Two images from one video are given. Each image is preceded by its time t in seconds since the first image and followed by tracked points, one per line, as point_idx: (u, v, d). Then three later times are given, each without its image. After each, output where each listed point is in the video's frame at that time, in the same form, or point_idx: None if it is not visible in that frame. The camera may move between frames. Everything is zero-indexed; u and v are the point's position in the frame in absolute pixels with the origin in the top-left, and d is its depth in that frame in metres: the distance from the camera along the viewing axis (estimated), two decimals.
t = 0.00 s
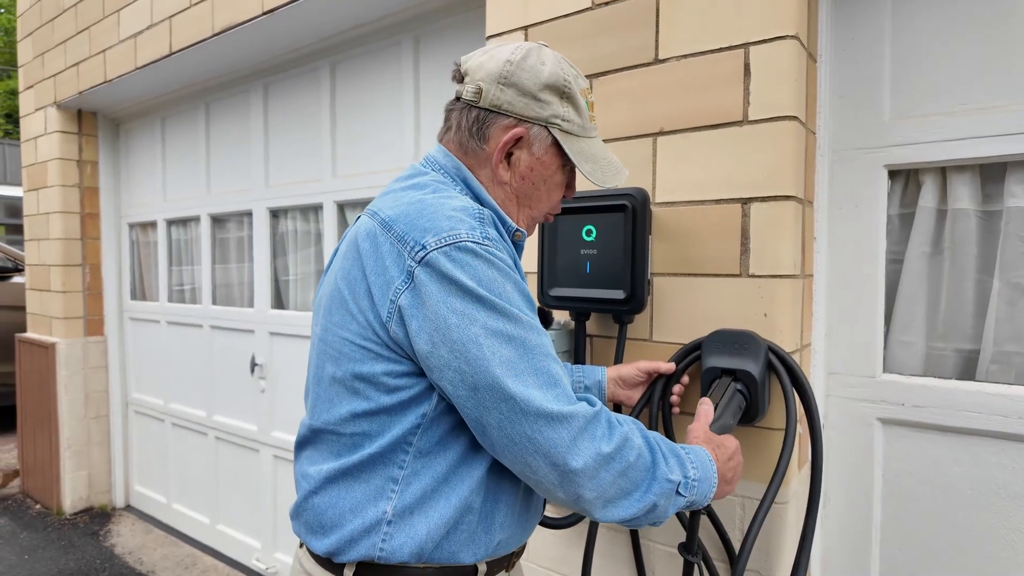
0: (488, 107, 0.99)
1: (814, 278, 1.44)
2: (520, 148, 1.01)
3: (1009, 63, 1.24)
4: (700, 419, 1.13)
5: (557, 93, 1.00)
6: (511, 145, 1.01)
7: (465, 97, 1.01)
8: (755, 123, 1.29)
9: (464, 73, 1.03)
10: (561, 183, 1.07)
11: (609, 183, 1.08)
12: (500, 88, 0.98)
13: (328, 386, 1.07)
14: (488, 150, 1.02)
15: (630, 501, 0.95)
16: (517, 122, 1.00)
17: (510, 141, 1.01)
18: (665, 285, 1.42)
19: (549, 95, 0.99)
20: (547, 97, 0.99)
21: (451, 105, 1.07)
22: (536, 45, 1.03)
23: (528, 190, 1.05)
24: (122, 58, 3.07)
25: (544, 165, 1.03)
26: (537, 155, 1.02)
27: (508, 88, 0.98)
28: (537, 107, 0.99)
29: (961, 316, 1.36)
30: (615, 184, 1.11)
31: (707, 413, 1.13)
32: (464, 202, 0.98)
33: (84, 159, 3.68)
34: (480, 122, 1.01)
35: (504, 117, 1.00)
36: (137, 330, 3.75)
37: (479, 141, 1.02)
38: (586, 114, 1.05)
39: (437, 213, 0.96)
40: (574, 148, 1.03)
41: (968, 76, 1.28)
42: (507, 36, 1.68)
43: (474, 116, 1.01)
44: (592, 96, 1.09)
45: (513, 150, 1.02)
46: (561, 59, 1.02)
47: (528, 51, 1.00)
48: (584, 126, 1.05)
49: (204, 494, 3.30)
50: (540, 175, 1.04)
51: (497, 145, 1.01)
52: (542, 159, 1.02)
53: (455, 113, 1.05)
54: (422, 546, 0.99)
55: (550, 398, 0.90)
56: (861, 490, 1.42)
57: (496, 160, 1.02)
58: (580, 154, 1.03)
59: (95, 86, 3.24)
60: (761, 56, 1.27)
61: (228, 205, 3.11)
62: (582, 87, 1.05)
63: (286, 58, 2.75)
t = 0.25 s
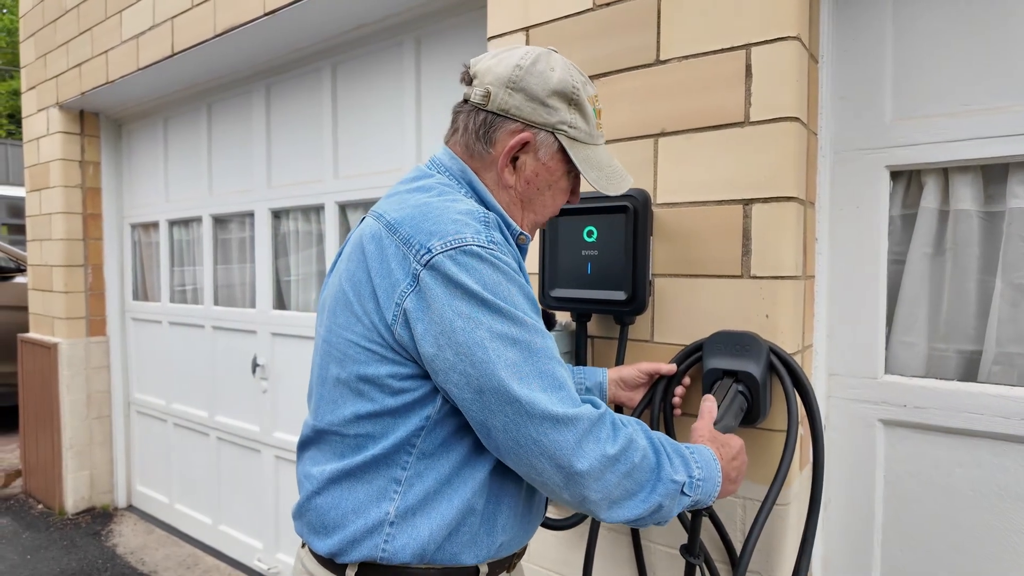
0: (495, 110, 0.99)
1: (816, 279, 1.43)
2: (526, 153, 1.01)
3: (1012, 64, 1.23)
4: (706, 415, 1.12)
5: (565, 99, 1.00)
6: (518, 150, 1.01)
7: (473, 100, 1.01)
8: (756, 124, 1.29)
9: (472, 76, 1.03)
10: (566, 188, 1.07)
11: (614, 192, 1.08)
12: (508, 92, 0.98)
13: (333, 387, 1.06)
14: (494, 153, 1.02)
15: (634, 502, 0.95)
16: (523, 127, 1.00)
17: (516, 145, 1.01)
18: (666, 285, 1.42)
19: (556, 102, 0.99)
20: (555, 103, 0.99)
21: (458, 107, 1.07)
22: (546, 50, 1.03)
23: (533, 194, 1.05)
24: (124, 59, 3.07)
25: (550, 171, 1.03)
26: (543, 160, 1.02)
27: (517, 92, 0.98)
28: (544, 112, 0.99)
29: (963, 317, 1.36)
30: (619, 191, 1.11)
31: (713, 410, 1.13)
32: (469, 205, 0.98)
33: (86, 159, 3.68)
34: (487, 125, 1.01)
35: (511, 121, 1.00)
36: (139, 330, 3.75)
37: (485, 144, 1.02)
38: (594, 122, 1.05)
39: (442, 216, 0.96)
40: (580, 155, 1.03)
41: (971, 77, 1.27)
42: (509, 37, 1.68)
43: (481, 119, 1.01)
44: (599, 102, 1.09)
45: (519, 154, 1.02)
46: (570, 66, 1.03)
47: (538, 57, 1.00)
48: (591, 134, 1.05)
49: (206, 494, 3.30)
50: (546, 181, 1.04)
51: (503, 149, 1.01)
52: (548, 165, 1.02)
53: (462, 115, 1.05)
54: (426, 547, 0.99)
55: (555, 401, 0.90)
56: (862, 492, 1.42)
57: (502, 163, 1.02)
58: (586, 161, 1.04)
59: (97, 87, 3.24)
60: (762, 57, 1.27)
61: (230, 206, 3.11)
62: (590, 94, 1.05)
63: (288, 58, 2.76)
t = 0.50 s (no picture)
0: (498, 113, 0.99)
1: (818, 280, 1.43)
2: (529, 156, 1.01)
3: (1015, 65, 1.23)
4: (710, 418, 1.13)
5: (568, 102, 1.00)
6: (520, 153, 1.01)
7: (476, 102, 1.01)
8: (758, 125, 1.28)
9: (476, 78, 1.03)
10: (569, 191, 1.07)
11: (616, 195, 1.07)
12: (511, 95, 0.98)
13: (334, 390, 1.06)
14: (497, 156, 1.02)
15: (634, 507, 0.95)
16: (526, 130, 1.00)
17: (519, 148, 1.00)
18: (668, 286, 1.41)
19: (559, 105, 0.99)
20: (558, 106, 0.99)
21: (461, 109, 1.06)
22: (550, 52, 1.03)
23: (535, 197, 1.05)
24: (126, 60, 3.07)
25: (553, 174, 1.03)
26: (545, 163, 1.02)
27: (520, 95, 0.98)
28: (547, 115, 0.99)
29: (966, 319, 1.35)
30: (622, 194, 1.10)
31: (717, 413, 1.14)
32: (470, 209, 0.98)
33: (88, 160, 3.69)
34: (490, 127, 1.01)
35: (514, 124, 1.00)
36: (140, 330, 3.76)
37: (488, 147, 1.02)
38: (597, 125, 1.05)
39: (443, 220, 0.95)
40: (583, 158, 1.03)
41: (974, 78, 1.27)
42: (510, 38, 1.68)
43: (484, 122, 1.01)
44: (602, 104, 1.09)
45: (522, 157, 1.02)
46: (574, 69, 1.02)
47: (541, 60, 1.00)
48: (594, 137, 1.04)
49: (207, 494, 3.30)
50: (548, 183, 1.04)
51: (505, 151, 1.01)
52: (551, 168, 1.02)
53: (465, 117, 1.05)
54: (426, 552, 0.99)
55: (554, 407, 0.90)
56: (864, 493, 1.42)
57: (504, 166, 1.02)
58: (589, 164, 1.03)
59: (99, 88, 3.25)
60: (764, 58, 1.27)
61: (232, 206, 3.11)
62: (593, 96, 1.05)
63: (290, 59, 2.76)
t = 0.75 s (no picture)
0: (488, 111, 0.99)
1: (819, 280, 1.43)
2: (521, 152, 1.01)
3: (1017, 64, 1.23)
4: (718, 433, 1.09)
5: (559, 95, 1.00)
6: (513, 149, 1.01)
7: (467, 102, 1.01)
8: (761, 125, 1.28)
9: (466, 78, 1.03)
10: (566, 186, 1.06)
11: (616, 187, 1.06)
12: (500, 92, 0.98)
13: (328, 390, 1.07)
14: (490, 154, 1.02)
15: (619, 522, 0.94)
16: (518, 126, 0.99)
17: (511, 144, 1.00)
18: (669, 286, 1.41)
19: (550, 98, 0.99)
20: (548, 99, 0.98)
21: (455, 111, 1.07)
22: (539, 48, 1.03)
23: (531, 194, 1.04)
24: (128, 60, 3.08)
25: (547, 168, 1.02)
26: (539, 157, 1.01)
27: (509, 91, 0.98)
28: (537, 109, 0.98)
29: (968, 319, 1.35)
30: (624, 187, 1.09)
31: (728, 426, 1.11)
32: (464, 210, 0.98)
33: (90, 160, 3.69)
34: (481, 126, 1.01)
35: (505, 121, 0.99)
36: (142, 330, 3.76)
37: (480, 145, 1.02)
38: (591, 117, 1.04)
39: (436, 221, 0.95)
40: (577, 150, 1.02)
41: (976, 77, 1.27)
42: (511, 37, 1.68)
43: (476, 121, 1.01)
44: (598, 98, 1.08)
45: (515, 153, 1.01)
46: (564, 61, 1.02)
47: (529, 55, 1.00)
48: (589, 129, 1.04)
49: (209, 494, 3.30)
50: (543, 179, 1.03)
51: (498, 148, 1.01)
52: (544, 162, 1.01)
53: (458, 118, 1.05)
54: (422, 557, 0.99)
55: (539, 417, 0.89)
56: (866, 494, 1.41)
57: (497, 163, 1.01)
58: (584, 157, 1.02)
59: (101, 88, 3.25)
60: (766, 57, 1.27)
61: (233, 206, 3.12)
62: (587, 89, 1.05)
63: (291, 59, 2.76)
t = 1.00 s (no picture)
0: (488, 108, 0.99)
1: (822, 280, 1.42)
2: (519, 151, 1.00)
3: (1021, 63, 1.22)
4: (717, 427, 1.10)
5: (560, 97, 0.99)
6: (510, 148, 1.00)
7: (469, 98, 1.01)
8: (763, 124, 1.28)
9: (470, 75, 1.04)
10: (564, 190, 1.05)
11: (612, 195, 1.04)
12: (501, 90, 0.98)
13: (326, 388, 1.07)
14: (488, 152, 1.02)
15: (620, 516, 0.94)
16: (515, 125, 0.99)
17: (508, 144, 1.00)
18: (672, 286, 1.41)
19: (550, 99, 0.98)
20: (548, 101, 0.98)
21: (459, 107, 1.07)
22: (546, 49, 1.03)
23: (526, 195, 1.03)
24: (129, 60, 3.08)
25: (544, 170, 1.01)
26: (536, 158, 1.00)
27: (509, 89, 0.98)
28: (536, 110, 0.98)
29: (972, 319, 1.35)
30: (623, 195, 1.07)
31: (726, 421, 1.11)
32: (460, 207, 0.97)
33: (91, 160, 3.69)
34: (481, 123, 1.01)
35: (504, 119, 0.99)
36: (144, 330, 3.76)
37: (480, 142, 1.02)
38: (593, 122, 1.03)
39: (432, 219, 0.95)
40: (575, 154, 1.01)
41: (979, 76, 1.26)
42: (513, 37, 1.67)
43: (476, 118, 1.01)
44: (603, 103, 1.08)
45: (512, 153, 1.01)
46: (569, 64, 1.01)
47: (534, 55, 0.99)
48: (589, 134, 1.03)
49: (210, 494, 3.30)
50: (540, 180, 1.02)
51: (495, 146, 1.00)
52: (541, 164, 1.01)
53: (461, 115, 1.05)
54: (418, 553, 0.99)
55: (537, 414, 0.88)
56: (869, 494, 1.41)
57: (494, 162, 1.01)
58: (581, 162, 1.01)
59: (103, 88, 3.25)
60: (769, 56, 1.26)
61: (235, 206, 3.12)
62: (591, 93, 1.04)
63: (293, 59, 2.76)
